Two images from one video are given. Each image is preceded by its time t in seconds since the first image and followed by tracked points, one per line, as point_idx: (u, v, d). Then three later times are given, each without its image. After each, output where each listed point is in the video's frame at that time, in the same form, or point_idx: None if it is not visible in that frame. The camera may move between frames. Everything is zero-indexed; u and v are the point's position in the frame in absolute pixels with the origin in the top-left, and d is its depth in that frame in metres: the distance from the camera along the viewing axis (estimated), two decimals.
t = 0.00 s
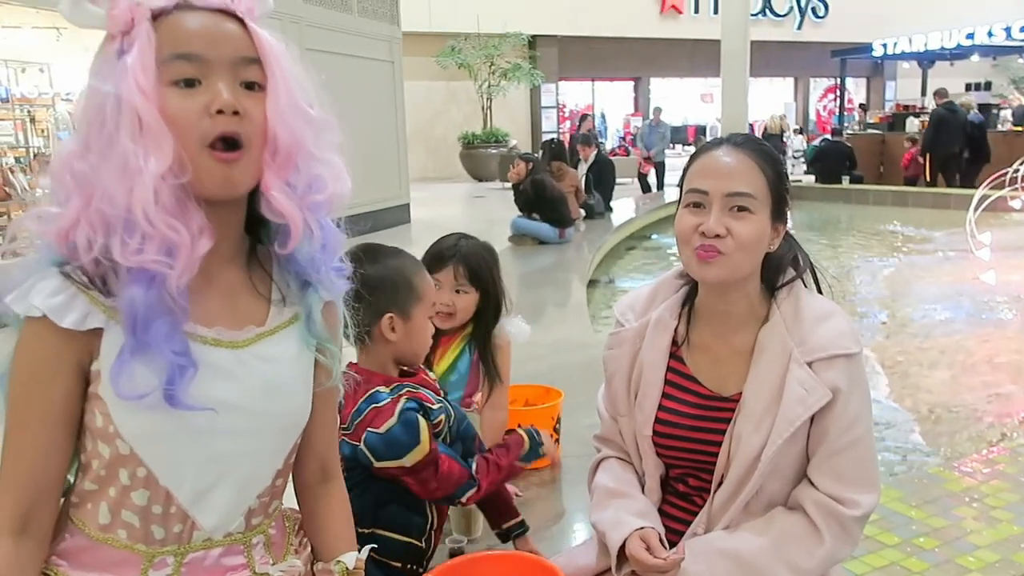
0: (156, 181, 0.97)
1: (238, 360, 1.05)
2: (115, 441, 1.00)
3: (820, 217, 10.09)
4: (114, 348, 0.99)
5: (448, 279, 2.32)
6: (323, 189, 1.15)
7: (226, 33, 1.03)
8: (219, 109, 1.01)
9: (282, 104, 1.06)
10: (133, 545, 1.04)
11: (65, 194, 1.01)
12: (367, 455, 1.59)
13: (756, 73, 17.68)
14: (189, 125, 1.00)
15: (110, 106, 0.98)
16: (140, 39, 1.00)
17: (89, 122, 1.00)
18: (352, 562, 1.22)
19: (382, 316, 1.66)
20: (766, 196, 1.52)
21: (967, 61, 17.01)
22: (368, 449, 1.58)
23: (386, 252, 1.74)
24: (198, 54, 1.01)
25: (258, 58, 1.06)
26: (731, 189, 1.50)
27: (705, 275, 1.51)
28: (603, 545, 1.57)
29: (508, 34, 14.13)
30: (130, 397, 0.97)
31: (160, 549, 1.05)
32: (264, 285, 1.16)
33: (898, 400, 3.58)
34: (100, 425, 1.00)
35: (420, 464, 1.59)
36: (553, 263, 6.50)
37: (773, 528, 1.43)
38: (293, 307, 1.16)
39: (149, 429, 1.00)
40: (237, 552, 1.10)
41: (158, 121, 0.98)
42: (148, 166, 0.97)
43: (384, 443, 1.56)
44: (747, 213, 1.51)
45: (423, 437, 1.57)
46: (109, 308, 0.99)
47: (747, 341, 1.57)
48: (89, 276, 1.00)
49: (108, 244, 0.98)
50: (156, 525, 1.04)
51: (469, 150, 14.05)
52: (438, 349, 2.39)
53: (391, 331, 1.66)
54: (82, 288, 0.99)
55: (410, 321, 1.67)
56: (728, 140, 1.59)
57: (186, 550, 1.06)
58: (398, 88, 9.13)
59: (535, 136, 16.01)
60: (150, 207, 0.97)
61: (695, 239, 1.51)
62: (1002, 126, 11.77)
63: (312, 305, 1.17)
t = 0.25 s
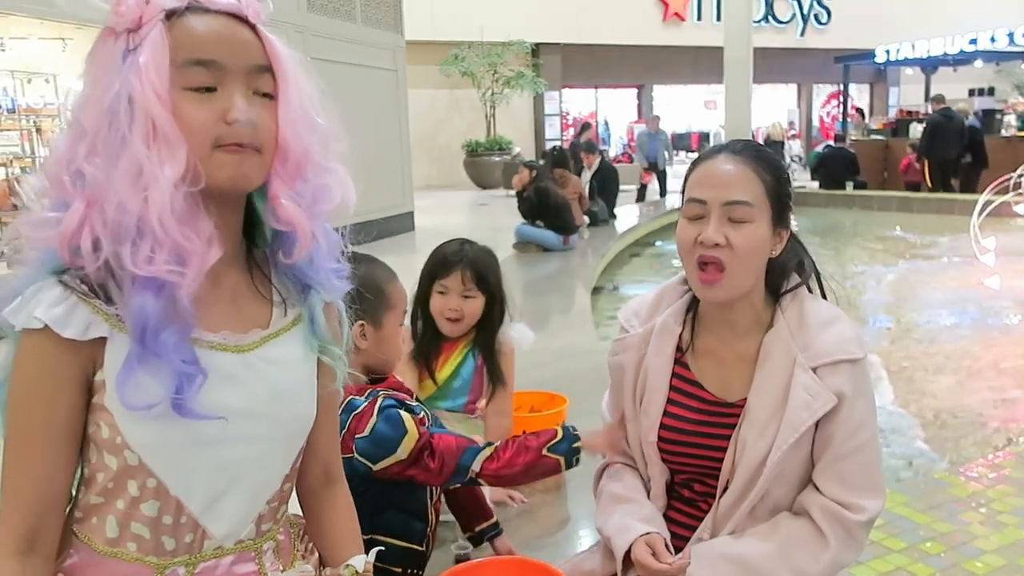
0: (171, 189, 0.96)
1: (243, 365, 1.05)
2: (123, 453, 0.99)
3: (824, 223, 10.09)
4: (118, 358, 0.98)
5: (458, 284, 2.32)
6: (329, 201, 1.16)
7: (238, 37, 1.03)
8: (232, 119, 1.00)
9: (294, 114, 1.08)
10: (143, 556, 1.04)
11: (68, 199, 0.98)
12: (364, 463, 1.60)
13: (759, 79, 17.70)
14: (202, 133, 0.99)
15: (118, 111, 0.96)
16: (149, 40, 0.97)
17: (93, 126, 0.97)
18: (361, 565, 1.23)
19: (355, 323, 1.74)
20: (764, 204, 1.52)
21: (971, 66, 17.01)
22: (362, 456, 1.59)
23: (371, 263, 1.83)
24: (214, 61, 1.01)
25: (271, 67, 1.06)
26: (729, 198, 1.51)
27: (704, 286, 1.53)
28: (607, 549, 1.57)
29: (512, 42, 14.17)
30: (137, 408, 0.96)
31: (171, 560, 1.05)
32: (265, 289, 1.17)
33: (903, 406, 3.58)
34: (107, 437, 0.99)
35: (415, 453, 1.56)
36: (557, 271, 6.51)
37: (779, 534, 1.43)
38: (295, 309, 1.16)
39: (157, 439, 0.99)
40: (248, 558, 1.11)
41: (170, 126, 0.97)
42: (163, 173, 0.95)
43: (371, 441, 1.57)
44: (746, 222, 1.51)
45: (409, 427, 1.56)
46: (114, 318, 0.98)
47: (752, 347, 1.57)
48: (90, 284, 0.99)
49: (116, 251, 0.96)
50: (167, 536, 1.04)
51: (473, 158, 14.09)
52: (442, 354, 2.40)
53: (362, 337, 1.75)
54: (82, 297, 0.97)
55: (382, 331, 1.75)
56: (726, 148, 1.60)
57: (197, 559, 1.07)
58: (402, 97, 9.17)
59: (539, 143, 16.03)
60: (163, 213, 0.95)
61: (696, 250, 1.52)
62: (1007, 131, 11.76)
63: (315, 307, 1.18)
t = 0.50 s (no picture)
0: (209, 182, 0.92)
1: (252, 352, 1.01)
2: (148, 451, 0.95)
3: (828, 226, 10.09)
4: (133, 353, 0.92)
5: (464, 289, 2.34)
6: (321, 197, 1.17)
7: (246, 32, 1.00)
8: (255, 118, 0.98)
9: (293, 116, 1.09)
10: (171, 552, 1.00)
11: (70, 191, 0.90)
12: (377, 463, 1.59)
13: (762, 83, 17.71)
14: (226, 131, 0.96)
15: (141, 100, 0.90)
16: (171, 32, 0.93)
17: (102, 112, 0.90)
18: (362, 539, 1.23)
19: (350, 326, 1.72)
20: (729, 215, 1.49)
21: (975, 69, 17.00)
22: (377, 456, 1.58)
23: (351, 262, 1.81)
24: (235, 60, 0.98)
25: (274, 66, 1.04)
26: (692, 214, 1.50)
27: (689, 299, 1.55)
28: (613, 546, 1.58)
29: (515, 46, 14.20)
30: (161, 401, 0.92)
31: (197, 552, 1.02)
32: (254, 276, 1.12)
33: (907, 409, 3.57)
34: (128, 437, 0.95)
35: (432, 452, 1.58)
36: (561, 274, 6.51)
37: (785, 535, 1.43)
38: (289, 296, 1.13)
39: (179, 434, 0.95)
40: (266, 543, 1.09)
41: (202, 117, 0.93)
42: (201, 167, 0.91)
43: (390, 444, 1.56)
44: (711, 238, 1.49)
45: (423, 424, 1.57)
46: (127, 316, 0.92)
47: (760, 350, 1.57)
48: (96, 283, 0.92)
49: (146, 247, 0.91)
50: (194, 528, 1.01)
51: (477, 163, 14.13)
52: (447, 359, 2.42)
53: (360, 340, 1.73)
54: (91, 298, 0.91)
55: (378, 329, 1.74)
56: (716, 153, 1.56)
57: (222, 549, 1.04)
58: (405, 101, 9.19)
59: (542, 147, 16.06)
60: (203, 209, 0.91)
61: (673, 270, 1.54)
62: (1011, 134, 11.75)
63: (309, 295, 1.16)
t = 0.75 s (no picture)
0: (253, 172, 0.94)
1: (264, 329, 1.00)
2: (190, 432, 0.93)
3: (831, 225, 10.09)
4: (171, 335, 0.90)
5: (468, 288, 2.35)
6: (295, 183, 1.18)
7: (241, 28, 1.01)
8: (268, 115, 1.03)
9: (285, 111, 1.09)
10: (213, 526, 0.99)
11: (106, 175, 0.85)
12: (359, 471, 1.59)
13: (765, 82, 17.70)
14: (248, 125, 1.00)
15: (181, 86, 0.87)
16: (203, 21, 0.90)
17: (136, 96, 0.86)
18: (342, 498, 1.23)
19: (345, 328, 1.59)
20: (697, 225, 1.51)
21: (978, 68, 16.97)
22: (360, 466, 1.58)
23: (336, 261, 1.70)
24: (250, 57, 1.01)
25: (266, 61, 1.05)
26: (669, 223, 1.56)
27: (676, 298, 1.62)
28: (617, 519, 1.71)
29: (518, 46, 14.20)
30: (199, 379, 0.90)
31: (233, 524, 1.00)
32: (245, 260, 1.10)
33: (910, 406, 3.58)
34: (169, 421, 0.91)
35: (415, 477, 1.60)
36: (565, 273, 6.52)
37: (787, 530, 1.43)
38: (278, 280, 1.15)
39: (218, 409, 0.93)
40: (283, 508, 1.09)
41: (238, 103, 0.92)
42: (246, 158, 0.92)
43: (377, 458, 1.56)
44: (679, 246, 1.54)
45: (415, 449, 1.57)
46: (158, 302, 0.90)
47: (765, 345, 1.58)
48: (123, 272, 0.90)
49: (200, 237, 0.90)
50: (229, 500, 0.99)
51: (480, 162, 14.15)
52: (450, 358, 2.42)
53: (357, 341, 1.60)
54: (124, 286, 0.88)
55: (373, 329, 1.61)
56: (723, 153, 1.54)
57: (253, 518, 1.03)
58: (408, 101, 9.20)
59: (545, 146, 16.08)
60: (253, 196, 0.93)
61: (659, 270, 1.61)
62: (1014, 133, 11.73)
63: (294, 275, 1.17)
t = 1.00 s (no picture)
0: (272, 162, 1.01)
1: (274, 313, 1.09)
2: (223, 410, 0.99)
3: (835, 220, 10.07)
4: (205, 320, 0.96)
5: (471, 281, 2.36)
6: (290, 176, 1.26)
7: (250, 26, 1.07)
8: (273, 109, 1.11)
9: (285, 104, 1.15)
10: (240, 500, 1.05)
11: (141, 169, 0.91)
12: (338, 463, 1.61)
13: (769, 76, 17.64)
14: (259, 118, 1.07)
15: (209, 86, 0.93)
16: (219, 20, 0.96)
17: (164, 91, 0.91)
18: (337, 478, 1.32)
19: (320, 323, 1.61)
20: (696, 223, 1.52)
21: (984, 61, 16.88)
22: (338, 457, 1.60)
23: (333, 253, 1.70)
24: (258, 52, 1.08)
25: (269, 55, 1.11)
26: (667, 222, 1.57)
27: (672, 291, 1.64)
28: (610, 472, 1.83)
29: (520, 40, 14.18)
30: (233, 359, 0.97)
31: (256, 498, 1.07)
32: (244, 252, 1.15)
33: (914, 400, 3.58)
34: (203, 400, 0.97)
35: (392, 468, 1.61)
36: (567, 267, 6.52)
37: (790, 522, 1.43)
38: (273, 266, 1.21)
39: (247, 389, 1.00)
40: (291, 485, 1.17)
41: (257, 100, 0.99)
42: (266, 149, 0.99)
43: (355, 450, 1.58)
44: (677, 244, 1.56)
45: (392, 440, 1.58)
46: (188, 286, 0.95)
47: (766, 336, 1.58)
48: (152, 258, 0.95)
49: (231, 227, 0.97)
50: (253, 475, 1.05)
51: (482, 157, 14.15)
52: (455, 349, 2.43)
53: (332, 337, 1.62)
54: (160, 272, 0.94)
55: (350, 324, 1.62)
56: (722, 151, 1.55)
57: (272, 493, 1.09)
58: (411, 95, 9.21)
59: (548, 141, 16.05)
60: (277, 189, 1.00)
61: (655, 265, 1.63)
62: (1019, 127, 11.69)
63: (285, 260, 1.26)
